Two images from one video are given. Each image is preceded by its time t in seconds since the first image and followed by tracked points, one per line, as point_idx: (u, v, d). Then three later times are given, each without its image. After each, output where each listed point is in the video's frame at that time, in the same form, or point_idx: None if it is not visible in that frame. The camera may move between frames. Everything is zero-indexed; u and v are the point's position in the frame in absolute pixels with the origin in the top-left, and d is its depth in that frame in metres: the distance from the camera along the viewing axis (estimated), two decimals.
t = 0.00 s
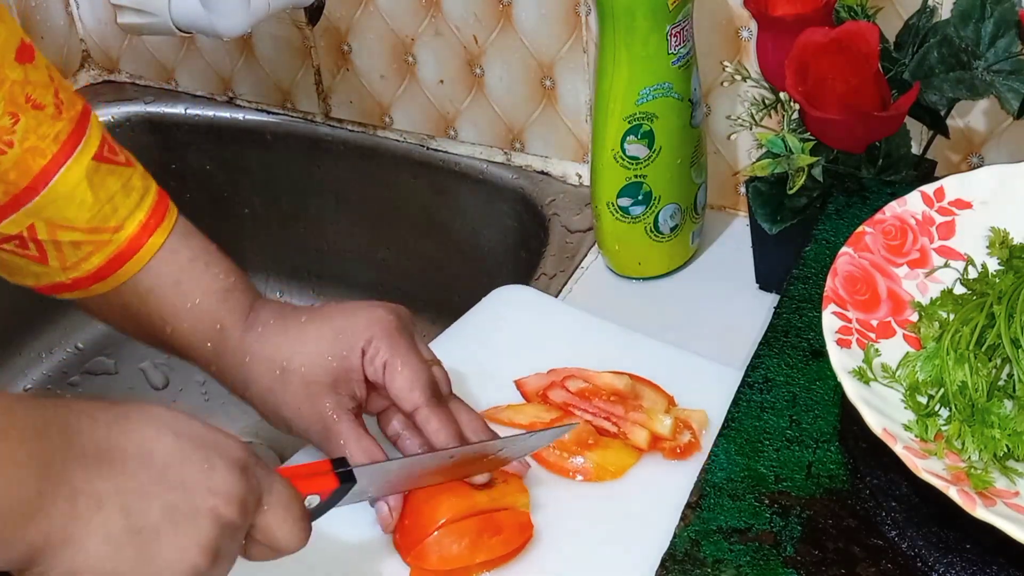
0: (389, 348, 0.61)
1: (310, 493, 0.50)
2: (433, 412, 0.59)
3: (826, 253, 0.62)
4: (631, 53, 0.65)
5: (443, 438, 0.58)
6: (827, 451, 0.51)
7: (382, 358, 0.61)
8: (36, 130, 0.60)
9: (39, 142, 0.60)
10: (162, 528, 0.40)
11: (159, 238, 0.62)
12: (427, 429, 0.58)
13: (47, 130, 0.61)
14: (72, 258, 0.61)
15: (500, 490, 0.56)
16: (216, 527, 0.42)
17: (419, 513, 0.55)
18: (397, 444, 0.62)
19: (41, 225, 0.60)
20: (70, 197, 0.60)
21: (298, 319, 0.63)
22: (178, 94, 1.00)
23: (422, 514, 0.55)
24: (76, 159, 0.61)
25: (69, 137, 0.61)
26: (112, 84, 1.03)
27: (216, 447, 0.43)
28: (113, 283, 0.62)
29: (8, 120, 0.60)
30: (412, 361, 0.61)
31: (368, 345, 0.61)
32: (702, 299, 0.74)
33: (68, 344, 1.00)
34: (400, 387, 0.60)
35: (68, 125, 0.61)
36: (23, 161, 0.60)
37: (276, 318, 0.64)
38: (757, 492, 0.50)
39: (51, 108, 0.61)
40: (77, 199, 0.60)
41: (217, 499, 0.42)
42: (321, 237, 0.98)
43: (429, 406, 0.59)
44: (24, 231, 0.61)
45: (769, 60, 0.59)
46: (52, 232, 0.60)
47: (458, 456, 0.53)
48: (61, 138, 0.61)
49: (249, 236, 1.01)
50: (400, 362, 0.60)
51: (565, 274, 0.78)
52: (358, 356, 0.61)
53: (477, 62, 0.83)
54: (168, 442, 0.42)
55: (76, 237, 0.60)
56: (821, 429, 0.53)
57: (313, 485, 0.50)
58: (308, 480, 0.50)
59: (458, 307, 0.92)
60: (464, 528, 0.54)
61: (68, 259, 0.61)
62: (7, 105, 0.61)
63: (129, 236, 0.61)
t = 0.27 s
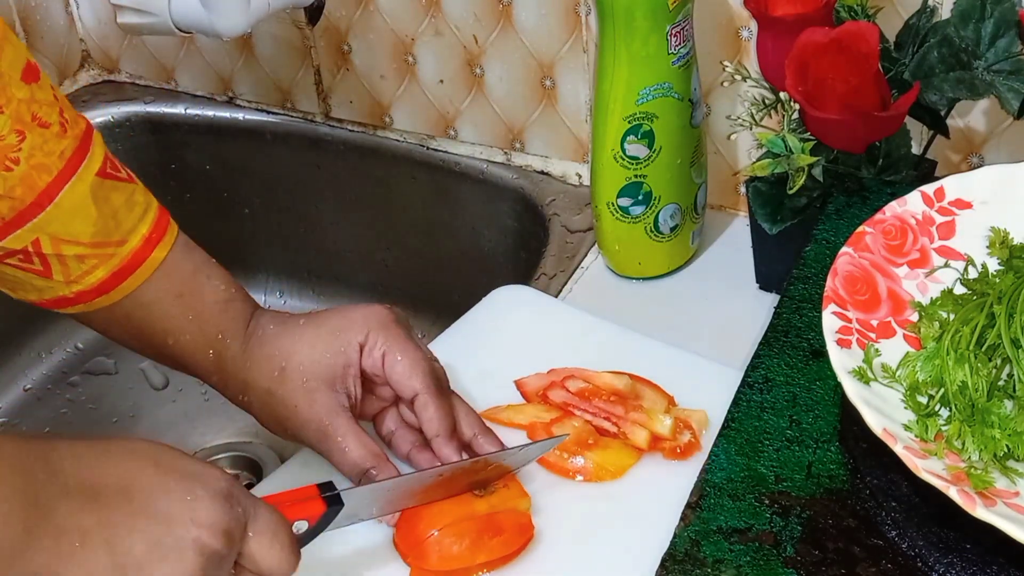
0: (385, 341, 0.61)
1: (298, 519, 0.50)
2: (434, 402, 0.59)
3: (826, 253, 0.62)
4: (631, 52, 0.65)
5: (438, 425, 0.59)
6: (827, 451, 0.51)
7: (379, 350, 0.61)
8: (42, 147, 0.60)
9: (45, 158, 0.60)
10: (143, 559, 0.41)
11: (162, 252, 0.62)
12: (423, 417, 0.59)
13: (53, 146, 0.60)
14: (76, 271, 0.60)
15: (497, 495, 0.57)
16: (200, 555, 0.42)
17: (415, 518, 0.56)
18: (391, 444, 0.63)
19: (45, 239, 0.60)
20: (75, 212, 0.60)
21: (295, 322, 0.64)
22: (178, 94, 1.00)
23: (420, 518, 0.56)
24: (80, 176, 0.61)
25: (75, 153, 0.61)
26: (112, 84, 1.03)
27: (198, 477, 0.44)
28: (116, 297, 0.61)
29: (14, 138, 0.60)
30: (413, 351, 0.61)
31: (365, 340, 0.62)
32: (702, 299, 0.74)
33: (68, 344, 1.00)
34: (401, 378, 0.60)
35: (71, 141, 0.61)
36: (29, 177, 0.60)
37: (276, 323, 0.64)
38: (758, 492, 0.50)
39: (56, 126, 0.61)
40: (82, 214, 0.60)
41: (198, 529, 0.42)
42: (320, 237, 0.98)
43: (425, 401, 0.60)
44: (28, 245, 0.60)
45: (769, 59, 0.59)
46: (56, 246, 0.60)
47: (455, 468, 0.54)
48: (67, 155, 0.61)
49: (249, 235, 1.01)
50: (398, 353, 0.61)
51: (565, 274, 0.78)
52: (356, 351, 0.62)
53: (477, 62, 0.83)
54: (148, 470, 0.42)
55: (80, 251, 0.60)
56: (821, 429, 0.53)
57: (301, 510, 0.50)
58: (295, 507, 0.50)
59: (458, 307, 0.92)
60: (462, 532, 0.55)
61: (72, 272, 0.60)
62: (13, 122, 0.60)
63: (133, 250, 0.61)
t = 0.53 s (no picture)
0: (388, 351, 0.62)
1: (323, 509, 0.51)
2: (444, 407, 0.59)
3: (827, 253, 0.62)
4: (631, 52, 0.65)
5: (450, 433, 0.59)
6: (827, 451, 0.51)
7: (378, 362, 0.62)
8: (47, 151, 0.59)
9: (50, 162, 0.59)
10: (192, 527, 0.41)
11: (160, 263, 0.61)
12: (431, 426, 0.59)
13: (58, 150, 0.59)
14: (74, 278, 0.60)
15: (518, 502, 0.57)
16: (244, 532, 0.42)
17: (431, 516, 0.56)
18: (389, 448, 0.63)
19: (44, 244, 0.59)
20: (76, 219, 0.59)
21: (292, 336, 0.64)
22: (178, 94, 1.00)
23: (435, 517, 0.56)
24: (84, 182, 0.60)
25: (79, 159, 0.60)
26: (111, 84, 1.03)
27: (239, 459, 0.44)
28: (112, 305, 0.61)
29: (19, 139, 0.58)
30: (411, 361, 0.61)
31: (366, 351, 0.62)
32: (702, 299, 0.74)
33: (67, 344, 1.00)
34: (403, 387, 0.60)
35: (76, 146, 0.60)
36: (31, 182, 0.59)
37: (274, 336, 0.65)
38: (758, 492, 0.50)
39: (64, 129, 0.60)
40: (83, 221, 0.59)
41: (243, 505, 0.42)
42: (321, 237, 0.98)
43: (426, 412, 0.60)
44: (28, 249, 0.60)
45: (769, 59, 0.58)
46: (55, 252, 0.59)
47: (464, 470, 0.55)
48: (71, 161, 0.59)
49: (249, 235, 1.01)
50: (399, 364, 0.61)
51: (565, 274, 0.78)
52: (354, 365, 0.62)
53: (477, 62, 0.83)
54: (193, 451, 0.43)
55: (79, 259, 0.59)
56: (821, 429, 0.53)
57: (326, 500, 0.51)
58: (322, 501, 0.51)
59: (458, 307, 0.92)
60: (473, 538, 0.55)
61: (70, 279, 0.60)
62: (18, 123, 0.58)
63: (132, 260, 0.60)
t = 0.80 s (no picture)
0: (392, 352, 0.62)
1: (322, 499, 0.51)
2: (447, 405, 0.59)
3: (827, 253, 0.62)
4: (631, 52, 0.65)
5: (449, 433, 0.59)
6: (827, 451, 0.51)
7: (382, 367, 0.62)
8: (56, 155, 0.59)
9: (59, 166, 0.58)
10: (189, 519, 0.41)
11: (166, 268, 0.62)
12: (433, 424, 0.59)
13: (67, 154, 0.59)
14: (81, 282, 0.60)
15: (507, 506, 0.57)
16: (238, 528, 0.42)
17: (423, 515, 0.56)
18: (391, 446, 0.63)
19: (52, 248, 0.59)
20: (84, 224, 0.59)
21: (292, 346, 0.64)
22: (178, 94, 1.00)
23: (429, 516, 0.56)
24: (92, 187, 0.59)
25: (87, 163, 0.60)
26: (112, 84, 1.03)
27: (249, 446, 0.44)
28: (118, 310, 0.61)
29: (28, 143, 0.58)
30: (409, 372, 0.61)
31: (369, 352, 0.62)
32: (702, 299, 0.74)
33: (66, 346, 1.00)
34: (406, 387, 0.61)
35: (85, 149, 0.60)
36: (40, 185, 0.58)
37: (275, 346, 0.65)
38: (757, 492, 0.50)
39: (73, 133, 0.59)
40: (91, 226, 0.59)
41: (243, 501, 0.42)
42: (321, 237, 0.98)
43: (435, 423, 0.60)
44: (35, 253, 0.59)
45: (769, 59, 0.59)
46: (63, 256, 0.59)
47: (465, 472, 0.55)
48: (79, 165, 0.59)
49: (250, 236, 1.01)
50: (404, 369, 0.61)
51: (565, 274, 0.78)
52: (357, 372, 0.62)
53: (478, 62, 0.83)
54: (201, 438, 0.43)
55: (87, 264, 0.59)
56: (821, 429, 0.53)
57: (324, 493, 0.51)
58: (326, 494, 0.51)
59: (458, 307, 0.92)
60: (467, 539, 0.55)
61: (77, 283, 0.60)
62: (28, 127, 0.58)
63: (138, 265, 0.60)
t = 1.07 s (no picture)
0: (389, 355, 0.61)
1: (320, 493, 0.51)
2: (439, 412, 0.59)
3: (827, 253, 0.62)
4: (631, 52, 0.65)
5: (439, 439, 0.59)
6: (827, 451, 0.51)
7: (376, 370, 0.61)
8: (60, 157, 0.58)
9: (62, 169, 0.58)
10: (186, 510, 0.41)
11: (169, 270, 0.62)
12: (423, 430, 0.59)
13: (70, 156, 0.59)
14: (84, 284, 0.60)
15: (512, 508, 0.56)
16: (235, 518, 0.42)
17: (432, 518, 0.56)
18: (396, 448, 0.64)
19: (55, 250, 0.59)
20: (87, 226, 0.59)
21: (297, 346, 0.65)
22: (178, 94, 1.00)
23: (435, 520, 0.55)
24: (95, 188, 0.59)
25: (90, 165, 0.59)
26: (112, 84, 1.03)
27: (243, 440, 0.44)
28: (121, 312, 0.61)
29: (31, 145, 0.58)
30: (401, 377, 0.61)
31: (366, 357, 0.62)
32: (703, 299, 0.74)
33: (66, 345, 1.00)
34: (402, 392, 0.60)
35: (88, 152, 0.59)
36: (43, 187, 0.58)
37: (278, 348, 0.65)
38: (757, 492, 0.50)
39: (76, 135, 0.59)
40: (94, 228, 0.59)
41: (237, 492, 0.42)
42: (321, 237, 0.98)
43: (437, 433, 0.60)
44: (38, 255, 0.59)
45: (769, 59, 0.59)
46: (66, 258, 0.59)
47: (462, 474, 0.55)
48: (82, 166, 0.59)
49: (249, 236, 1.01)
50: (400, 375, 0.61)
51: (565, 274, 0.78)
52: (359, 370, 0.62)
53: (478, 62, 0.83)
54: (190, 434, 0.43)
55: (90, 266, 0.59)
56: (821, 429, 0.53)
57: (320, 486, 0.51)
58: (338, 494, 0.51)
59: (458, 307, 0.92)
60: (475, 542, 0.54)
61: (80, 285, 0.60)
62: (31, 129, 0.58)
63: (141, 267, 0.60)
